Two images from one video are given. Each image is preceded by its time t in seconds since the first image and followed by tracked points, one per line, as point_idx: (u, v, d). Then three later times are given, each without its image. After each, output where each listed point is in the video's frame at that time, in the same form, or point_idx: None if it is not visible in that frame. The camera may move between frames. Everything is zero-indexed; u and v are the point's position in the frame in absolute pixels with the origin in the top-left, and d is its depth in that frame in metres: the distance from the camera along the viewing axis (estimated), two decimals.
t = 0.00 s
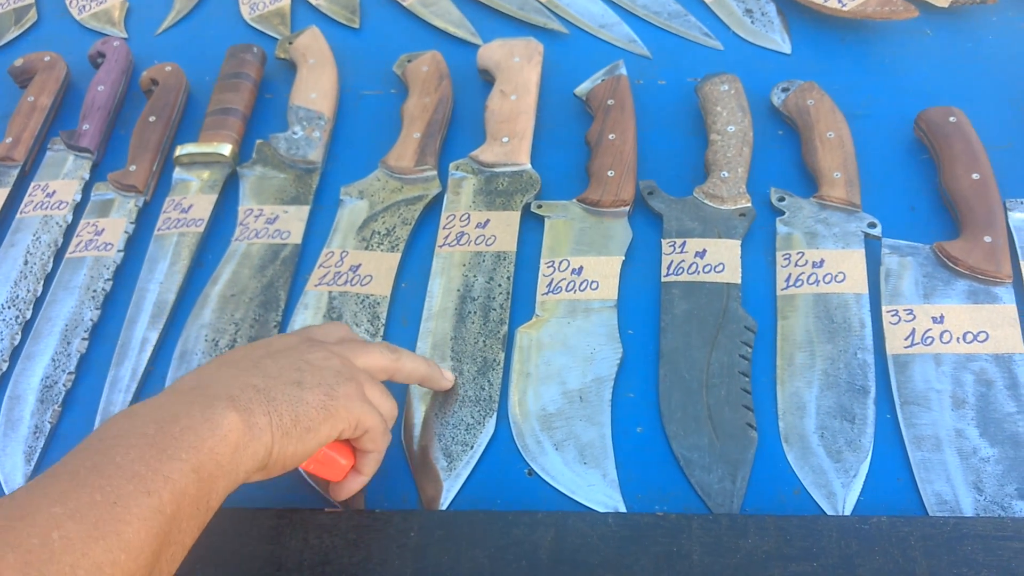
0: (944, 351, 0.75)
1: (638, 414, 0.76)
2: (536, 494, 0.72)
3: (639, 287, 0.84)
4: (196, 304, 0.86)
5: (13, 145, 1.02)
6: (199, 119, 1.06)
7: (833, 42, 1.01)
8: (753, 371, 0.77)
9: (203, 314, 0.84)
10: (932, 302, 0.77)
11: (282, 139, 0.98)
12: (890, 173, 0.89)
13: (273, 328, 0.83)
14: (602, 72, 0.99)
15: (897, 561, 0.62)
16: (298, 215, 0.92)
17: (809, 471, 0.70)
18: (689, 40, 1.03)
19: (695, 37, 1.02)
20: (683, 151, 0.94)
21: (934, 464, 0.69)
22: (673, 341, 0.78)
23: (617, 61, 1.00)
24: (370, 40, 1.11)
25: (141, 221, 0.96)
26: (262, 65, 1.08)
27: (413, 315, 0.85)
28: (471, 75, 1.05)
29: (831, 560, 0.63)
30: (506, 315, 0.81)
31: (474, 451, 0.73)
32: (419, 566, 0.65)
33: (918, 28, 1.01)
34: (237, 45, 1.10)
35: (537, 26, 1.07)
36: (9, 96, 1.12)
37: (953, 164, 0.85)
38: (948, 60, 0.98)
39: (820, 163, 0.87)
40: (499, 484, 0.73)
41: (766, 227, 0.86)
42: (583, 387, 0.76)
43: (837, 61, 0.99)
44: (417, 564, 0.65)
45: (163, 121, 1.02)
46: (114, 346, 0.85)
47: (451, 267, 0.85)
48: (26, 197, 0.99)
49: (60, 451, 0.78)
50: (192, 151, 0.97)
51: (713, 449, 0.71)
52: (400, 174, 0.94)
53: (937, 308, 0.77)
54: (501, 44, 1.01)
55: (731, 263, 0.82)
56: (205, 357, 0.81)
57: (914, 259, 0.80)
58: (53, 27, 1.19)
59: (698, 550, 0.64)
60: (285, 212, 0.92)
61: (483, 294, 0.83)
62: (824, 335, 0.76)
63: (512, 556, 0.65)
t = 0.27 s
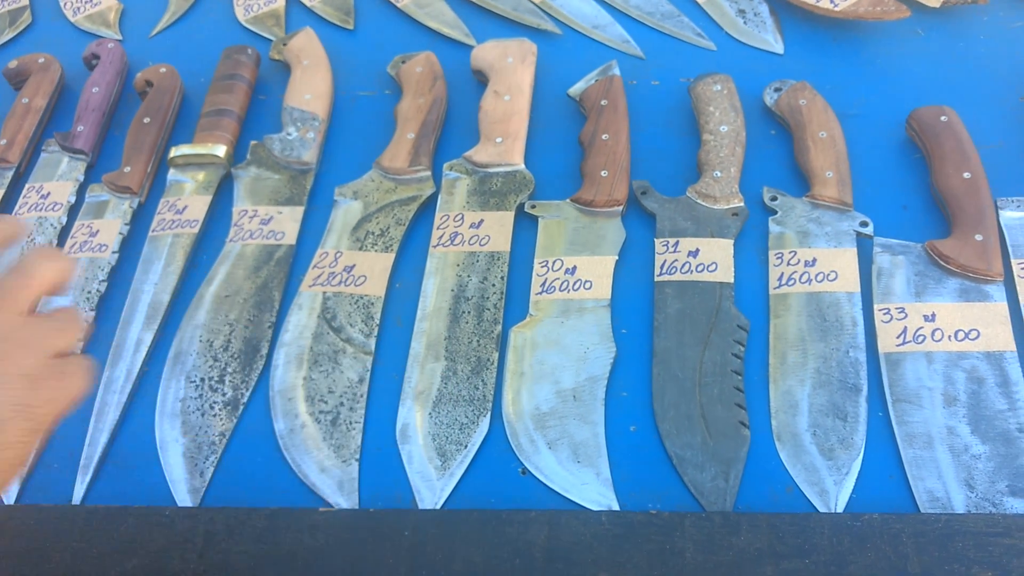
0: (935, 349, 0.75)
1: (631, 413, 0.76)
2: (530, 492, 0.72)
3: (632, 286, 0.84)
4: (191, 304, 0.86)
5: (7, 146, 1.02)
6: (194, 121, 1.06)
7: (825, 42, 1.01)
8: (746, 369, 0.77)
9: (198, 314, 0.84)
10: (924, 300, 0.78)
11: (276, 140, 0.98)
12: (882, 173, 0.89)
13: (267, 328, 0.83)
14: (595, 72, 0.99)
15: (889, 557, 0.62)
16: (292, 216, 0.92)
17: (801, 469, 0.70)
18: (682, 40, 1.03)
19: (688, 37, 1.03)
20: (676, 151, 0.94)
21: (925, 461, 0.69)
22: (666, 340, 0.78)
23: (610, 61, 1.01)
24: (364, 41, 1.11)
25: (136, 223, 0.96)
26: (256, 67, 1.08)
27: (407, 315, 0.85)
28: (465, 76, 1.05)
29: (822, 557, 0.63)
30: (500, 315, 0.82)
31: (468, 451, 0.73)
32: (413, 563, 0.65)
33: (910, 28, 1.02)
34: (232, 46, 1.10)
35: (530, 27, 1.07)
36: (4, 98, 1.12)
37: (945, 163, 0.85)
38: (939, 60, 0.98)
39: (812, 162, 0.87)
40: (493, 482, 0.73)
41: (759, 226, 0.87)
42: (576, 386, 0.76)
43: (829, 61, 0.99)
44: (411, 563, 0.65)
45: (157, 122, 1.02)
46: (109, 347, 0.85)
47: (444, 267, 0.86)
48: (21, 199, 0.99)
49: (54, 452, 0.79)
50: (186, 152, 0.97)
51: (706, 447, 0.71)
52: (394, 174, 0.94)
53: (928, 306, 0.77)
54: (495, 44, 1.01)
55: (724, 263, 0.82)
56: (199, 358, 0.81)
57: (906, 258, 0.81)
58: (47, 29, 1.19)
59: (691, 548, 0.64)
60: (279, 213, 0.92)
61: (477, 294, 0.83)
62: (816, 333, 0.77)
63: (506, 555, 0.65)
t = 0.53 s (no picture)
0: (933, 346, 0.75)
1: (630, 409, 0.76)
2: (529, 488, 0.73)
3: (631, 283, 0.85)
4: (190, 300, 0.86)
5: (7, 143, 1.02)
6: (194, 118, 1.06)
7: (824, 41, 1.02)
8: (744, 365, 0.77)
9: (197, 310, 0.85)
10: (921, 298, 0.78)
11: (276, 137, 0.98)
12: (880, 171, 0.90)
13: (266, 324, 0.83)
14: (594, 71, 1.00)
15: (886, 552, 0.62)
16: (292, 213, 0.92)
17: (799, 465, 0.70)
18: (681, 39, 1.03)
19: (687, 36, 1.03)
20: (675, 149, 0.94)
21: (923, 457, 0.70)
22: (665, 337, 0.78)
23: (609, 60, 1.01)
24: (364, 39, 1.11)
25: (135, 219, 0.96)
26: (256, 64, 1.08)
27: (406, 311, 0.85)
28: (465, 74, 1.06)
29: (820, 552, 0.63)
30: (499, 312, 0.82)
31: (467, 446, 0.74)
32: (413, 558, 0.65)
33: (907, 27, 1.02)
34: (232, 44, 1.10)
35: (530, 26, 1.07)
36: (4, 95, 1.12)
37: (942, 161, 0.85)
38: (937, 59, 0.98)
39: (810, 160, 0.88)
40: (492, 478, 0.73)
41: (757, 224, 0.87)
42: (575, 382, 0.76)
43: (827, 60, 1.00)
44: (410, 557, 0.65)
45: (157, 119, 1.02)
46: (108, 343, 0.85)
47: (444, 264, 0.86)
48: (21, 196, 0.99)
49: (54, 447, 0.79)
50: (186, 149, 0.98)
51: (704, 443, 0.71)
52: (394, 171, 0.94)
53: (926, 303, 0.78)
54: (494, 43, 1.02)
55: (722, 260, 0.82)
56: (199, 354, 0.81)
57: (904, 255, 0.81)
58: (48, 27, 1.20)
59: (690, 543, 0.64)
60: (278, 210, 0.93)
61: (476, 290, 0.83)
62: (814, 330, 0.77)
63: (504, 549, 0.65)
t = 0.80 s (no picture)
0: (932, 344, 0.76)
1: (631, 406, 0.77)
2: (530, 485, 0.73)
3: (631, 281, 0.85)
4: (191, 297, 0.86)
5: (8, 139, 1.02)
6: (195, 115, 1.07)
7: (823, 42, 1.02)
8: (745, 364, 0.77)
9: (198, 307, 0.85)
10: (920, 297, 0.78)
11: (277, 135, 0.98)
12: (879, 171, 0.90)
13: (268, 321, 0.83)
14: (595, 70, 1.00)
15: (886, 548, 0.63)
16: (293, 210, 0.93)
17: (799, 462, 0.70)
18: (681, 39, 1.04)
19: (687, 36, 1.04)
20: (675, 148, 0.95)
21: (922, 454, 0.70)
22: (666, 335, 0.79)
23: (610, 60, 1.01)
24: (365, 38, 1.11)
25: (136, 216, 0.96)
26: (257, 62, 1.08)
27: (407, 309, 0.85)
28: (466, 73, 1.06)
29: (820, 548, 0.63)
30: (500, 309, 0.82)
31: (469, 443, 0.74)
32: (416, 554, 0.65)
33: (906, 29, 1.03)
34: (233, 42, 1.10)
35: (531, 25, 1.08)
36: (5, 91, 1.12)
37: (941, 162, 0.86)
38: (935, 61, 0.99)
39: (810, 160, 0.88)
40: (493, 475, 0.74)
41: (757, 223, 0.88)
42: (576, 379, 0.76)
43: (827, 61, 1.00)
44: (413, 553, 0.65)
45: (158, 116, 1.02)
46: (109, 339, 0.85)
47: (445, 262, 0.86)
48: (21, 192, 0.99)
49: (55, 442, 0.79)
50: (187, 146, 0.98)
51: (705, 440, 0.72)
52: (395, 169, 0.94)
53: (925, 302, 0.78)
54: (495, 42, 1.02)
55: (723, 258, 0.83)
56: (200, 350, 0.81)
57: (903, 255, 0.82)
58: (48, 24, 1.20)
59: (691, 539, 0.64)
60: (280, 207, 0.93)
61: (477, 288, 0.83)
62: (814, 328, 0.77)
63: (506, 545, 0.65)
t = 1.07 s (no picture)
0: (935, 344, 0.76)
1: (635, 405, 0.77)
2: (534, 483, 0.73)
3: (636, 280, 0.85)
4: (195, 294, 0.86)
5: (12, 136, 1.02)
6: (199, 113, 1.07)
7: (826, 43, 1.02)
8: (749, 363, 0.78)
9: (202, 304, 0.85)
10: (924, 297, 0.79)
11: (282, 133, 0.98)
12: (882, 172, 0.91)
13: (272, 319, 0.84)
14: (599, 70, 1.00)
15: (891, 547, 0.63)
16: (297, 208, 0.93)
17: (803, 461, 0.71)
18: (685, 40, 1.04)
19: (691, 37, 1.04)
20: (679, 148, 0.95)
21: (926, 454, 0.70)
22: (670, 334, 0.79)
23: (614, 59, 1.01)
24: (369, 37, 1.11)
25: (140, 213, 0.97)
26: (261, 60, 1.08)
27: (412, 306, 0.86)
28: (469, 72, 1.06)
29: (825, 546, 0.63)
30: (504, 307, 0.82)
31: (473, 441, 0.74)
32: (422, 551, 0.65)
33: (909, 31, 1.03)
34: (236, 39, 1.10)
35: (534, 25, 1.08)
36: (8, 88, 1.12)
37: (944, 162, 0.86)
38: (939, 63, 0.99)
39: (814, 160, 0.88)
40: (498, 473, 0.74)
41: (761, 223, 0.88)
42: (580, 378, 0.76)
43: (830, 62, 1.00)
44: (419, 550, 0.65)
45: (162, 114, 1.02)
46: (113, 336, 0.86)
47: (449, 260, 0.86)
48: (25, 188, 0.99)
49: (59, 439, 0.79)
50: (191, 144, 0.98)
51: (709, 439, 0.72)
52: (399, 168, 0.94)
53: (928, 302, 0.78)
54: (499, 41, 1.02)
55: (727, 258, 0.83)
56: (204, 348, 0.81)
57: (906, 255, 0.82)
58: (52, 21, 1.19)
59: (695, 537, 0.65)
60: (284, 205, 0.93)
61: (481, 286, 0.83)
62: (818, 328, 0.78)
63: (512, 542, 0.65)
